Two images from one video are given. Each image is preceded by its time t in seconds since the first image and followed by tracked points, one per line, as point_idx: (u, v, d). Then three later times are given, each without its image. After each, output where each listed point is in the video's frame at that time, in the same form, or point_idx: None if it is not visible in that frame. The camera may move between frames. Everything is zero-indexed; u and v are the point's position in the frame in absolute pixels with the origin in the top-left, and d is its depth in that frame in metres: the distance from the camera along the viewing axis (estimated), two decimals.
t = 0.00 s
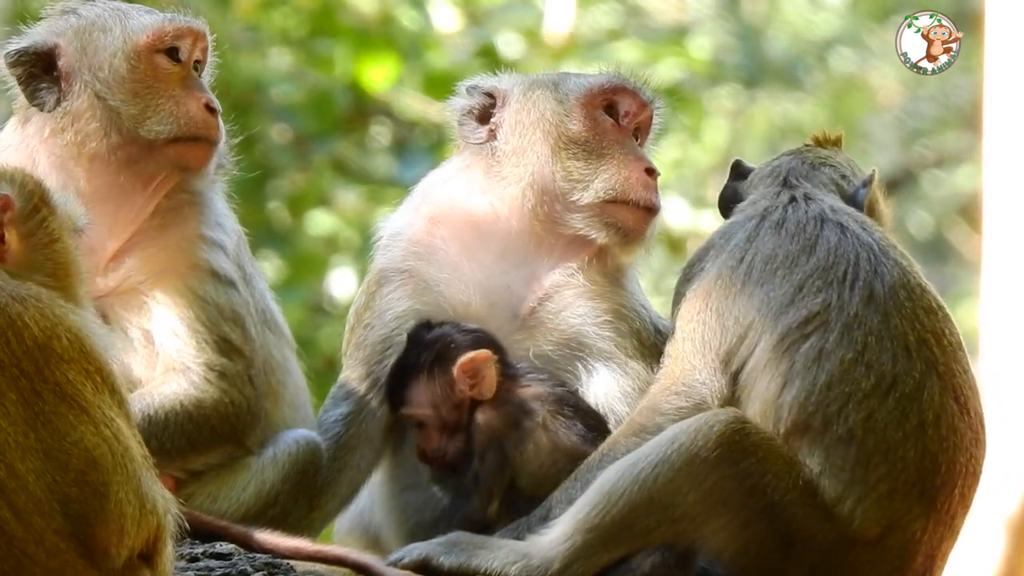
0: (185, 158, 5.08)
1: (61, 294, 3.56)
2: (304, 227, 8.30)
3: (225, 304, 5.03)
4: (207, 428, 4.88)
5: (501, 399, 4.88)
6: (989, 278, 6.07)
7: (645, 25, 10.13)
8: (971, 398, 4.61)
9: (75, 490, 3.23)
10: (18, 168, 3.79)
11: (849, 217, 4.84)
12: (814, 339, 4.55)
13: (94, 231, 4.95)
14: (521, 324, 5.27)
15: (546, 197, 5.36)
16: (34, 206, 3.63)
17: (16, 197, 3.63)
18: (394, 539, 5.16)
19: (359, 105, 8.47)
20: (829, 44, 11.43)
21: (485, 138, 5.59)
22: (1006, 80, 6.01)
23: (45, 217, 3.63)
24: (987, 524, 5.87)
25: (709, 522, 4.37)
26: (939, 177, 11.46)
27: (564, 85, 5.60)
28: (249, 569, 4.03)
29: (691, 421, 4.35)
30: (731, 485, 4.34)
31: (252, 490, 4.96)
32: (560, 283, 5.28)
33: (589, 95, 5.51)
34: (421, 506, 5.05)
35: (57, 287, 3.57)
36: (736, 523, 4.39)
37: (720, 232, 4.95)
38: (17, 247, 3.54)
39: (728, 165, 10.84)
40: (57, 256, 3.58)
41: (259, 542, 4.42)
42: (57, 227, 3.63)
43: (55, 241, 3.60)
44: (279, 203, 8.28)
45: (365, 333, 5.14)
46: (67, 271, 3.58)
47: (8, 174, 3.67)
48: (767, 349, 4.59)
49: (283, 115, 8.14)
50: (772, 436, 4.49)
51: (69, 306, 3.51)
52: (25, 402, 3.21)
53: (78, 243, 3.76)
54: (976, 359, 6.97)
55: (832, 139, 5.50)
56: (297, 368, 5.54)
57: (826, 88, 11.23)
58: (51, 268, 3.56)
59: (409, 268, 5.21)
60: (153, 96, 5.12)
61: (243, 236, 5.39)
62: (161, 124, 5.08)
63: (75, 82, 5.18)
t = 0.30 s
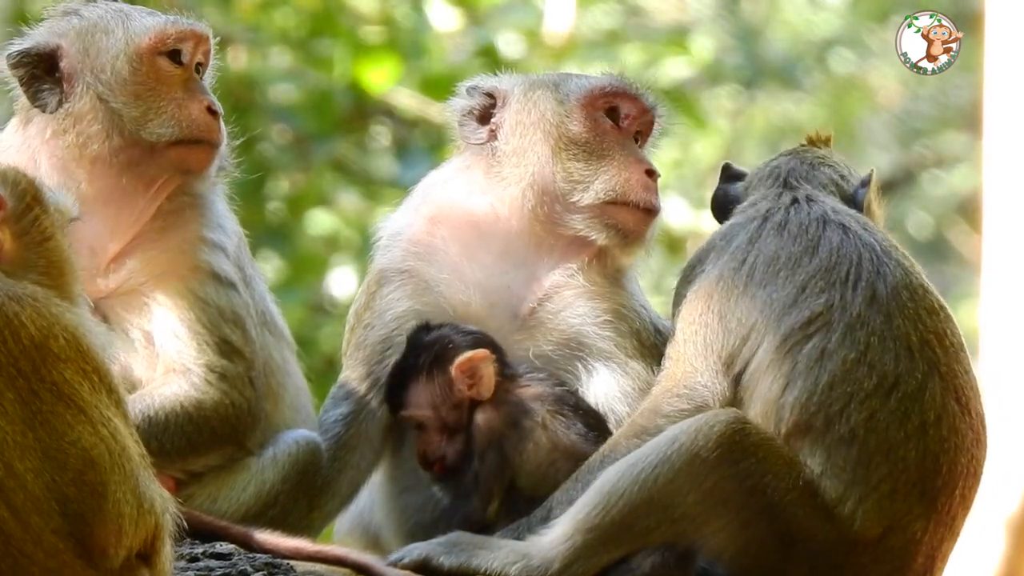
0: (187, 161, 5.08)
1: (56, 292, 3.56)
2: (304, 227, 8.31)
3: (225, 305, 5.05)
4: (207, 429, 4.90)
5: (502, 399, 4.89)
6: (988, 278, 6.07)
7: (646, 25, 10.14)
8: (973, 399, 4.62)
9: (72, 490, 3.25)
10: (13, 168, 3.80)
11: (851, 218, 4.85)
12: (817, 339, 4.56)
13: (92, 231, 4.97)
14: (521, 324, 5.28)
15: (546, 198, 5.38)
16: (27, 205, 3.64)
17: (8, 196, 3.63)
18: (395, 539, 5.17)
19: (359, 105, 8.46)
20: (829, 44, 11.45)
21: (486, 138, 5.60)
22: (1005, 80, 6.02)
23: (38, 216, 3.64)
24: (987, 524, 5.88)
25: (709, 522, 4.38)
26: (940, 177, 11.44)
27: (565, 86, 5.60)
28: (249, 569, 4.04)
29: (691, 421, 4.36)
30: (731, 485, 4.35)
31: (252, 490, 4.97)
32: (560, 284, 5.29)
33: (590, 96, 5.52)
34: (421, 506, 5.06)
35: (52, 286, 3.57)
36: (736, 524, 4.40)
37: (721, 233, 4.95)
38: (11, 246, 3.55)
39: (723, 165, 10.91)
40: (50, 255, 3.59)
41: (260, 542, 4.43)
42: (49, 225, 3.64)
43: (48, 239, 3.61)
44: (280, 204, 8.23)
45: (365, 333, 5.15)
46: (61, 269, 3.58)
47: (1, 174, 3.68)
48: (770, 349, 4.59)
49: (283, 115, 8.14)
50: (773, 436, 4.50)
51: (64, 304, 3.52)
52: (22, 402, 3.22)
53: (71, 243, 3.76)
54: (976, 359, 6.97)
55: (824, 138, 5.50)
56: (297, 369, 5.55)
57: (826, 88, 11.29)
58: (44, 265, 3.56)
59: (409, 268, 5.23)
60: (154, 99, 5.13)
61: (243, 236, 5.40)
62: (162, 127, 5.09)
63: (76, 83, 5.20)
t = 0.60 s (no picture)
0: (178, 165, 5.06)
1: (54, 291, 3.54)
2: (304, 228, 8.32)
3: (225, 305, 5.05)
4: (207, 429, 4.90)
5: (504, 398, 4.88)
6: (989, 278, 6.07)
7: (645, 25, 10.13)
8: (973, 399, 4.63)
9: (72, 490, 3.25)
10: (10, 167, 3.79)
11: (851, 219, 4.85)
12: (819, 341, 4.56)
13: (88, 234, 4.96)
14: (521, 324, 5.27)
15: (545, 198, 5.38)
16: (24, 205, 3.63)
17: (5, 196, 3.61)
18: (395, 539, 5.18)
19: (359, 105, 8.46)
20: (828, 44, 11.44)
21: (485, 138, 5.60)
22: (1005, 80, 6.02)
23: (34, 215, 3.62)
24: (987, 524, 5.88)
25: (709, 522, 4.38)
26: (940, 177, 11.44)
27: (564, 86, 5.61)
28: (249, 569, 4.04)
29: (691, 421, 4.36)
30: (731, 485, 4.35)
31: (252, 490, 4.98)
32: (560, 284, 5.29)
33: (590, 96, 5.52)
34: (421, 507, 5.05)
35: (49, 285, 3.55)
36: (736, 524, 4.40)
37: (721, 234, 4.95)
38: (6, 245, 3.54)
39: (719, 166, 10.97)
40: (47, 254, 3.57)
41: (260, 542, 4.43)
42: (45, 225, 3.63)
43: (45, 239, 3.60)
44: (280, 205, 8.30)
45: (365, 333, 5.15)
46: (59, 269, 3.56)
47: None
48: (771, 351, 4.59)
49: (283, 115, 8.15)
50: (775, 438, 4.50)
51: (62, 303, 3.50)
52: (22, 401, 3.22)
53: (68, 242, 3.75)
54: (977, 360, 6.97)
55: (820, 139, 5.51)
56: (298, 368, 5.55)
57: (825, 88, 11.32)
58: (40, 264, 3.55)
59: (409, 268, 5.23)
60: (146, 102, 5.12)
61: (244, 237, 5.40)
62: (152, 130, 5.07)
63: (71, 85, 5.20)
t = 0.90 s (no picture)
0: (179, 164, 5.06)
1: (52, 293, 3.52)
2: (304, 228, 8.33)
3: (225, 304, 5.04)
4: (207, 428, 4.90)
5: (502, 399, 4.88)
6: (989, 278, 6.07)
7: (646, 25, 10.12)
8: (973, 399, 4.63)
9: (73, 490, 3.25)
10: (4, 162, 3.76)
11: (850, 218, 4.85)
12: (818, 341, 4.55)
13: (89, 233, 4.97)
14: (521, 324, 5.27)
15: (543, 199, 5.38)
16: (15, 203, 3.60)
17: None
18: (395, 539, 5.18)
19: (359, 105, 8.44)
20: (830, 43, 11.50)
21: (484, 138, 5.60)
22: (1005, 80, 6.01)
23: (27, 213, 3.60)
24: (987, 524, 5.87)
25: (709, 522, 4.38)
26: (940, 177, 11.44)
27: (563, 86, 5.61)
28: (249, 569, 4.04)
29: (691, 421, 4.36)
30: (730, 485, 4.35)
31: (252, 490, 4.98)
32: (559, 284, 5.29)
33: (587, 96, 5.52)
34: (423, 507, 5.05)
35: (47, 286, 3.53)
36: (736, 524, 4.40)
37: (720, 233, 4.94)
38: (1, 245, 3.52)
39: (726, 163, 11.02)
40: (41, 253, 3.55)
41: (260, 542, 4.44)
42: (38, 222, 3.61)
43: (39, 238, 3.58)
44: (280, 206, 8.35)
45: (365, 333, 5.16)
46: (53, 266, 3.55)
47: None
48: (770, 351, 4.58)
49: (283, 115, 8.15)
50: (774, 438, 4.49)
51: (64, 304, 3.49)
52: (23, 401, 3.22)
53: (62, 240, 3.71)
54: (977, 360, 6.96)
55: (831, 139, 5.53)
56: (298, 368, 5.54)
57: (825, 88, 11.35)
58: (37, 264, 3.53)
59: (408, 268, 5.23)
60: (148, 101, 5.11)
61: (244, 237, 5.40)
62: (154, 129, 5.07)
63: (72, 84, 5.18)
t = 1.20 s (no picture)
0: (183, 165, 5.08)
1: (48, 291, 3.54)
2: (304, 228, 8.35)
3: (226, 305, 5.05)
4: (208, 429, 4.91)
5: (501, 403, 4.88)
6: (989, 278, 6.08)
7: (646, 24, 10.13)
8: (981, 402, 4.64)
9: (74, 489, 3.26)
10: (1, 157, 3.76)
11: (861, 219, 4.86)
12: (829, 341, 4.56)
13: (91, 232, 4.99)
14: (521, 324, 5.28)
15: (542, 199, 5.39)
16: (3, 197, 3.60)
17: None
18: (395, 539, 5.20)
19: (360, 105, 8.46)
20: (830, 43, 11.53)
21: (484, 138, 5.61)
22: (1005, 79, 6.02)
23: (15, 208, 3.60)
24: (988, 524, 5.88)
25: (709, 523, 4.39)
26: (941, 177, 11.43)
27: (563, 87, 5.62)
28: (249, 569, 4.05)
29: (692, 422, 4.37)
30: (733, 485, 4.37)
31: (252, 490, 4.99)
32: (559, 285, 5.30)
33: (587, 97, 5.53)
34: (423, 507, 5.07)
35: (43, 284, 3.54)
36: (737, 525, 4.41)
37: (730, 233, 4.94)
38: None
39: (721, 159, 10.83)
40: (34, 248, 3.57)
41: (260, 542, 4.45)
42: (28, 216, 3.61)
43: (30, 231, 3.58)
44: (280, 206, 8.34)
45: (365, 333, 5.18)
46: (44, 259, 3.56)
47: None
48: (781, 352, 4.58)
49: (283, 115, 8.17)
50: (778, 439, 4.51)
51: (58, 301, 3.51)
52: (22, 400, 3.23)
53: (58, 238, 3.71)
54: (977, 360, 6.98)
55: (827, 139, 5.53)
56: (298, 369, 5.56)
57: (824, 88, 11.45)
58: (28, 261, 3.54)
59: (408, 268, 5.24)
60: (152, 101, 5.12)
61: (244, 238, 5.41)
62: (157, 130, 5.08)
63: (75, 84, 5.20)
